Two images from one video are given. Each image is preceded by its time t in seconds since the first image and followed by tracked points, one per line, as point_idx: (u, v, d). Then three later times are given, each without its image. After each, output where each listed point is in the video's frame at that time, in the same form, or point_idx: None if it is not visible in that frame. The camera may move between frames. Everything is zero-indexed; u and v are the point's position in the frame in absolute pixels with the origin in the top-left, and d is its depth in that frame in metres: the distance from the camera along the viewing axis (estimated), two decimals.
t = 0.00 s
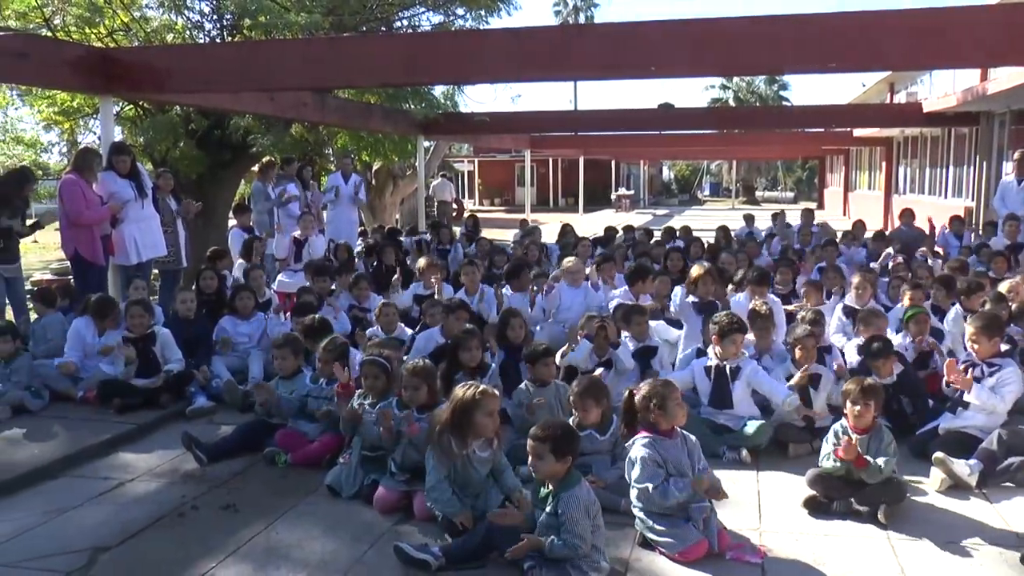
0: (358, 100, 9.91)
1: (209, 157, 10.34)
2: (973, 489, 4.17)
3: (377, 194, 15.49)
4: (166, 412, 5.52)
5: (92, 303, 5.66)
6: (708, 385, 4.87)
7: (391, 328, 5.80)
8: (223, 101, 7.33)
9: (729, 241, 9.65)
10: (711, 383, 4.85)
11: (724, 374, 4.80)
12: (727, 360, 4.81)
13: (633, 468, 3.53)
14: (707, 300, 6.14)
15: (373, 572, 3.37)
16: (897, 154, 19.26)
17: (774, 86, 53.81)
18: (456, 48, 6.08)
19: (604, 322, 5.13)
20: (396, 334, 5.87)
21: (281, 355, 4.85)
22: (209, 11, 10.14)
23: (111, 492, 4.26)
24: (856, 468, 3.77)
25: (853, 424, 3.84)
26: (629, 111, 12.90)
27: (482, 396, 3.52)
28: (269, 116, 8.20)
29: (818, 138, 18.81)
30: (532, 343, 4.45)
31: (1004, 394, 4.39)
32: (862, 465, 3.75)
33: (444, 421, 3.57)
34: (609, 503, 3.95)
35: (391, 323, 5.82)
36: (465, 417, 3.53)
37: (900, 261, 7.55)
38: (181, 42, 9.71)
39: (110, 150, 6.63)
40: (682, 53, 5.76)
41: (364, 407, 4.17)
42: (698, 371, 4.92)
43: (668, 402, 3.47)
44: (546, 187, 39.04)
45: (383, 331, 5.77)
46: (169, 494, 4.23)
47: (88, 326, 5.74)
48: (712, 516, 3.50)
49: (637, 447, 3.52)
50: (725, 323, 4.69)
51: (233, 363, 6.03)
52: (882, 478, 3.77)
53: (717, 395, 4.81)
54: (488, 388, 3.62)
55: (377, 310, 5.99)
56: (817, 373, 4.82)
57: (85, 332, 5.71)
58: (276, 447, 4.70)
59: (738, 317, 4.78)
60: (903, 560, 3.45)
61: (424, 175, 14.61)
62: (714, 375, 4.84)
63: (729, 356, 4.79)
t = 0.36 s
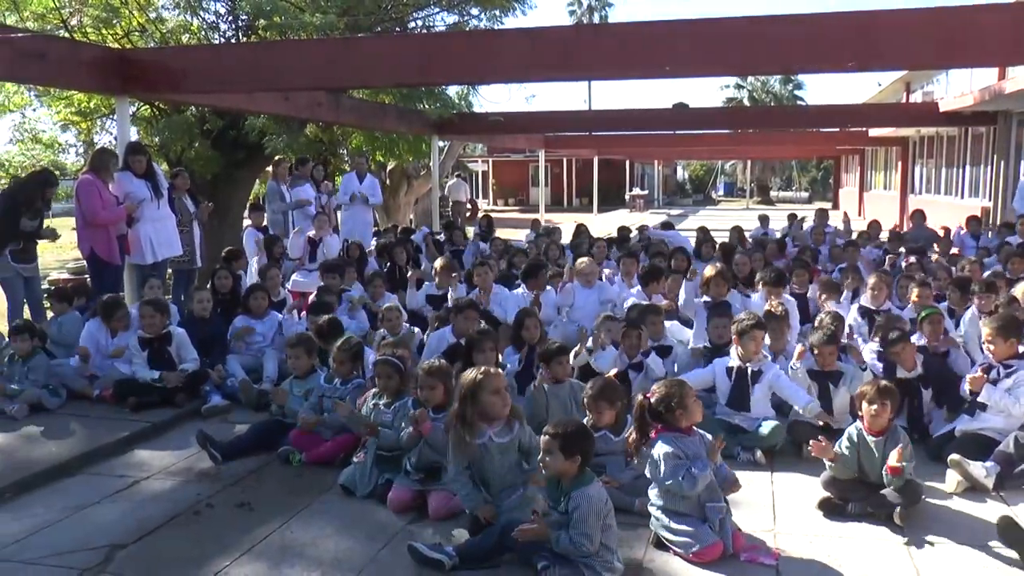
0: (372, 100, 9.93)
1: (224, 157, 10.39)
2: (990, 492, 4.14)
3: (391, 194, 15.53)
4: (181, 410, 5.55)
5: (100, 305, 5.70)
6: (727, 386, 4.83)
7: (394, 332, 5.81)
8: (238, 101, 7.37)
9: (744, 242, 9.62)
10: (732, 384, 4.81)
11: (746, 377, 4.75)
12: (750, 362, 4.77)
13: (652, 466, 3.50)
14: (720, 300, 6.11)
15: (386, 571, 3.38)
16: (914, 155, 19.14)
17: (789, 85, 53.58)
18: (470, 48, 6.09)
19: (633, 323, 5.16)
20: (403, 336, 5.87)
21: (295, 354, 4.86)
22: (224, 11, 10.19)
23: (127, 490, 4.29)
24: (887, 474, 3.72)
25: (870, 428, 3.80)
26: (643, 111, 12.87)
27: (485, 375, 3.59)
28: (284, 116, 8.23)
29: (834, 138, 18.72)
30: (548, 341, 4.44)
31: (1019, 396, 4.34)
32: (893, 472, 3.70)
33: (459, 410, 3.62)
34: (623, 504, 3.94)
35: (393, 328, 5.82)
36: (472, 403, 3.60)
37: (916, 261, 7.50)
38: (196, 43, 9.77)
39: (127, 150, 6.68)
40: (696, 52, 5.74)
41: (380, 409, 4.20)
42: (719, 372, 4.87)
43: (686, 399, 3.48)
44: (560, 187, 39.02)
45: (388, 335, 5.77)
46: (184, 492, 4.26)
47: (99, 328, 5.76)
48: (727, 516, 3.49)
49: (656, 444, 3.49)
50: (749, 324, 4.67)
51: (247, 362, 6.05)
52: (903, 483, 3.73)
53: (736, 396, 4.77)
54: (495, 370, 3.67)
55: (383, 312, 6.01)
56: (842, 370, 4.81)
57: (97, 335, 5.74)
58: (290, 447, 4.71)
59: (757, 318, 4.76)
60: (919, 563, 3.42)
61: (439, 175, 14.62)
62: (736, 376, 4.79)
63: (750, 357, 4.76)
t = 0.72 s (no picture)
0: (386, 100, 9.94)
1: (239, 157, 10.45)
2: (1008, 494, 4.10)
3: (405, 194, 15.55)
4: (196, 409, 5.58)
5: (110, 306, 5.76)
6: (755, 386, 4.81)
7: (417, 329, 5.78)
8: (253, 102, 7.41)
9: (759, 242, 9.57)
10: (760, 384, 4.79)
11: (775, 379, 4.73)
12: (778, 363, 4.77)
13: (668, 466, 3.49)
14: (734, 300, 6.07)
15: (400, 570, 3.39)
16: (930, 154, 19.01)
17: (804, 85, 53.34)
18: (484, 48, 6.09)
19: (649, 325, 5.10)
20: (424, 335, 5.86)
21: (309, 353, 4.87)
22: (239, 12, 10.24)
23: (143, 488, 4.31)
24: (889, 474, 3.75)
25: (886, 429, 3.83)
26: (658, 110, 12.84)
27: (517, 374, 3.67)
28: (298, 116, 8.26)
29: (849, 138, 18.61)
30: (568, 342, 4.39)
31: None
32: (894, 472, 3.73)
33: (491, 408, 3.71)
34: (637, 504, 3.93)
35: (417, 325, 5.79)
36: (507, 400, 3.69)
37: (933, 262, 7.45)
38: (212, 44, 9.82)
39: (142, 151, 6.72)
40: (711, 52, 5.71)
41: (393, 407, 4.21)
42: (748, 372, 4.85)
43: (703, 399, 3.47)
44: (573, 187, 38.99)
45: (410, 332, 5.76)
46: (199, 491, 4.28)
47: (112, 330, 5.83)
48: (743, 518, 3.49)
49: (672, 442, 3.49)
50: (774, 323, 4.70)
51: (261, 362, 6.07)
52: (909, 485, 3.74)
53: (763, 398, 4.75)
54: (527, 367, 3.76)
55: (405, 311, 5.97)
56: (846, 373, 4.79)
57: (112, 336, 5.81)
58: (304, 445, 4.72)
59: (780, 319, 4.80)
60: (934, 564, 3.40)
61: (453, 175, 14.64)
62: (763, 377, 4.78)
63: (778, 358, 4.76)
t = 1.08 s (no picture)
0: (399, 100, 9.95)
1: (252, 157, 10.49)
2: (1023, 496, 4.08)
3: (418, 194, 15.57)
4: (210, 408, 5.60)
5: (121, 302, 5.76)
6: (756, 386, 4.84)
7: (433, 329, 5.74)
8: (267, 102, 7.43)
9: (772, 241, 9.53)
10: (760, 383, 4.82)
11: (774, 377, 4.77)
12: (777, 362, 4.80)
13: (682, 466, 3.48)
14: (747, 301, 6.05)
15: (412, 570, 3.39)
16: (944, 154, 18.89)
17: (817, 84, 53.10)
18: (497, 48, 6.09)
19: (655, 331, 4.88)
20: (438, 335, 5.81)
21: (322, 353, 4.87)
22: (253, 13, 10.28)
23: (157, 487, 4.33)
24: (916, 461, 3.70)
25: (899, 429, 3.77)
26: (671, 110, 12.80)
27: (538, 373, 3.72)
28: (311, 116, 8.29)
29: (863, 137, 18.52)
30: (573, 342, 4.41)
31: None
32: (922, 459, 3.68)
33: (514, 409, 3.72)
34: (649, 504, 3.93)
35: (434, 325, 5.77)
36: (527, 398, 3.71)
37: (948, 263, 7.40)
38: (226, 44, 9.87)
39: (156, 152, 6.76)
40: (725, 51, 5.69)
41: (407, 407, 4.20)
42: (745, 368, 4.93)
43: (720, 399, 3.46)
44: (586, 186, 38.95)
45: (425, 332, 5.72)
46: (212, 489, 4.30)
47: (125, 327, 5.85)
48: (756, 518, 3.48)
49: (686, 443, 3.48)
50: (768, 324, 4.76)
51: (274, 361, 6.08)
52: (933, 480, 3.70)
53: (764, 396, 4.78)
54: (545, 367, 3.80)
55: (421, 311, 5.96)
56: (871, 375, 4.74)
57: (125, 333, 5.83)
58: (317, 444, 4.75)
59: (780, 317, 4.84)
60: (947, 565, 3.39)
61: (465, 175, 14.65)
62: (763, 376, 4.81)
63: (778, 358, 4.79)
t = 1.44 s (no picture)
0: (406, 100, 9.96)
1: (258, 157, 10.51)
2: None
3: (424, 194, 15.58)
4: (216, 407, 5.61)
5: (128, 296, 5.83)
6: (765, 385, 4.83)
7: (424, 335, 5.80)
8: (273, 102, 7.45)
9: (779, 241, 9.52)
10: (769, 383, 4.82)
11: (783, 377, 4.78)
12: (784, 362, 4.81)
13: (691, 466, 3.47)
14: (752, 299, 6.08)
15: (419, 570, 3.39)
16: (951, 152, 18.83)
17: (824, 83, 52.99)
18: (503, 47, 6.08)
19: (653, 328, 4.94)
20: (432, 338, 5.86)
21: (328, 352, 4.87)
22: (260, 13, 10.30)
23: (164, 487, 4.34)
24: (918, 466, 3.74)
25: (881, 448, 3.75)
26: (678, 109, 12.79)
27: (541, 371, 3.70)
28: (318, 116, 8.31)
29: (870, 136, 18.47)
30: (563, 347, 4.35)
31: None
32: (924, 463, 3.71)
33: (517, 408, 3.73)
34: (656, 504, 3.92)
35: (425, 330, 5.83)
36: (533, 396, 3.70)
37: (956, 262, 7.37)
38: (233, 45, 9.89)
39: (163, 151, 6.78)
40: (731, 51, 5.68)
41: (412, 407, 4.22)
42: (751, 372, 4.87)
43: (729, 399, 3.44)
44: (592, 186, 38.94)
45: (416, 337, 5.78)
46: (219, 489, 4.31)
47: (131, 323, 5.90)
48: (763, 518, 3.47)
49: (697, 442, 3.47)
50: (771, 322, 4.78)
51: (281, 361, 6.09)
52: (943, 480, 3.70)
53: (773, 396, 4.78)
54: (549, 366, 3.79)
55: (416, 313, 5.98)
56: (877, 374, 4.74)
57: (130, 329, 5.87)
58: (324, 444, 4.74)
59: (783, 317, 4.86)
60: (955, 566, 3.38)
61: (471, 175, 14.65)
62: (773, 375, 4.81)
63: (783, 356, 4.83)
